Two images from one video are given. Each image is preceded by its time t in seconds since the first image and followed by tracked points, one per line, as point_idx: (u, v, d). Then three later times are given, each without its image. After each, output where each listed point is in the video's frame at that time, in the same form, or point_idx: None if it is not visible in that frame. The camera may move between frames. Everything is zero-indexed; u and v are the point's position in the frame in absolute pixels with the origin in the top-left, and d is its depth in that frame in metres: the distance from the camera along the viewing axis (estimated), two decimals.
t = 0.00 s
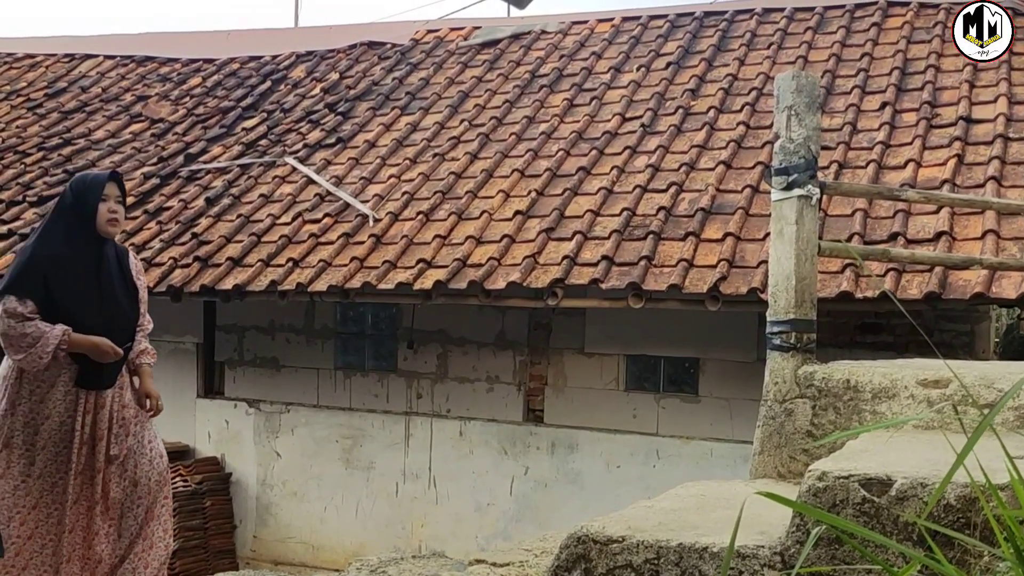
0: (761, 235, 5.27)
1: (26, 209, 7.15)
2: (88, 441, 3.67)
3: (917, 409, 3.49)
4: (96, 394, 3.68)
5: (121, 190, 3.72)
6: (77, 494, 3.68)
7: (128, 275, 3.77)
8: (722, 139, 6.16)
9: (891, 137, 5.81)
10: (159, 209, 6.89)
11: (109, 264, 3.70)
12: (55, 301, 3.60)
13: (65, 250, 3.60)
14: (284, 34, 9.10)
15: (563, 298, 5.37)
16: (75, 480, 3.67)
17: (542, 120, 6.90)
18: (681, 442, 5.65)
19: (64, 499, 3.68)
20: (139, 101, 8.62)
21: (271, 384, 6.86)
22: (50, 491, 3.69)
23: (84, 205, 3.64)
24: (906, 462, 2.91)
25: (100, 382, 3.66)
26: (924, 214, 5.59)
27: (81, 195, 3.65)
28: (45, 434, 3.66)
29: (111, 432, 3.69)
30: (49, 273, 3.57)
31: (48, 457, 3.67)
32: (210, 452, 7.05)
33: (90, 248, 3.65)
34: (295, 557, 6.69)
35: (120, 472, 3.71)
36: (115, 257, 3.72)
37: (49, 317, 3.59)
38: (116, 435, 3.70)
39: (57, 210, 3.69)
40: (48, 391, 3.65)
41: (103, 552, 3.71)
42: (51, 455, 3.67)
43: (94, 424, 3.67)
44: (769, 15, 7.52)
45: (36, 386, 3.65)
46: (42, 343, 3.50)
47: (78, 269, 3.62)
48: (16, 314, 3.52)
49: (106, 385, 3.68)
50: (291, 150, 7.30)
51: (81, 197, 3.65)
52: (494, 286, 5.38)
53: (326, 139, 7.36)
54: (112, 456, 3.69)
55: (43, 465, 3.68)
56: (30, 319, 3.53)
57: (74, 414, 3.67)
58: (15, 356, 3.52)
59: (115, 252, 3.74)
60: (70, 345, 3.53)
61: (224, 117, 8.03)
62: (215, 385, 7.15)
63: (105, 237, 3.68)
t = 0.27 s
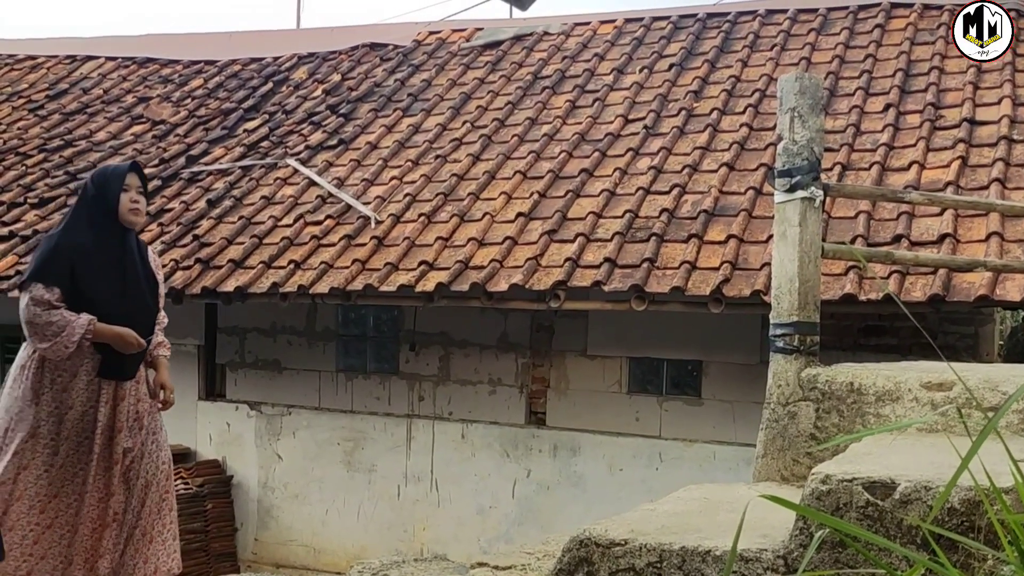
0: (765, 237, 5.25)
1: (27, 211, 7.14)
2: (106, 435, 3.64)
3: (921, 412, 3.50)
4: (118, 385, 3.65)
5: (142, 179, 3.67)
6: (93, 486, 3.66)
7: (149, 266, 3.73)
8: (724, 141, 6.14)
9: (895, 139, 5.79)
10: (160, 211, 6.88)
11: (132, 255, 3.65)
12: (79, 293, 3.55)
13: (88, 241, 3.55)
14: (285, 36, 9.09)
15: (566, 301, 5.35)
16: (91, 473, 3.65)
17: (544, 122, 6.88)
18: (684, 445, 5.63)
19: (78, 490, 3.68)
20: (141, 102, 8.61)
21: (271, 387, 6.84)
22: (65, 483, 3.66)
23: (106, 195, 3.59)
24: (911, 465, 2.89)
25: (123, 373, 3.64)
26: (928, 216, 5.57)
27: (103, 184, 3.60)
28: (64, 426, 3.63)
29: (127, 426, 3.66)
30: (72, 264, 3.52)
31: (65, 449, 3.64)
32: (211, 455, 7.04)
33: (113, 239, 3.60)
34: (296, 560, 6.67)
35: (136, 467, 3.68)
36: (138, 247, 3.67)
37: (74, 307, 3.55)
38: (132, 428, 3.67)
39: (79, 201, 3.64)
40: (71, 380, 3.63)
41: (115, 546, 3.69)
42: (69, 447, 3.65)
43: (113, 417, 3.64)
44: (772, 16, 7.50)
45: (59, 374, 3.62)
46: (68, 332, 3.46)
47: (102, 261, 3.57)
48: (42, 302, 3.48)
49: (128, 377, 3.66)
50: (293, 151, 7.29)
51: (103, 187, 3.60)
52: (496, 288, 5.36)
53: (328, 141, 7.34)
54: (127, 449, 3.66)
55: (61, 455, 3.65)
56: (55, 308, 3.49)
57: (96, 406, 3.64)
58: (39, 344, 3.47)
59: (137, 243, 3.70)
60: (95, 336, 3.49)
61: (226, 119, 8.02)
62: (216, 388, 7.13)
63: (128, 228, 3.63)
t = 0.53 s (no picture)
0: (767, 238, 5.25)
1: (29, 212, 7.14)
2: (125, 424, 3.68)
3: (924, 414, 3.47)
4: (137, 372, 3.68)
5: (156, 168, 3.69)
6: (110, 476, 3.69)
7: (165, 253, 3.76)
8: (726, 142, 6.13)
9: (897, 140, 5.77)
10: (162, 213, 6.88)
11: (150, 242, 3.68)
12: (100, 281, 3.57)
13: (108, 229, 3.57)
14: (287, 37, 9.08)
15: (567, 302, 5.35)
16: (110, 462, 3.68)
17: (546, 123, 6.88)
18: (686, 447, 5.62)
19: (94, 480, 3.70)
20: (142, 103, 8.60)
21: (273, 389, 6.84)
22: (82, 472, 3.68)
23: (122, 183, 3.61)
24: (914, 467, 2.87)
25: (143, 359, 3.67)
26: (930, 218, 5.55)
27: (119, 173, 3.62)
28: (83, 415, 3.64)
29: (144, 414, 3.71)
30: (94, 253, 3.54)
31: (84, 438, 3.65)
32: (212, 457, 7.03)
33: (131, 227, 3.63)
34: (298, 562, 6.67)
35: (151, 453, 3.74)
36: (154, 235, 3.70)
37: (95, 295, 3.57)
38: (149, 416, 3.72)
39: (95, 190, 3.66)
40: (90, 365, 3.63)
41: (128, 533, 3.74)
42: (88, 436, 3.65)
43: (131, 406, 3.68)
44: (774, 17, 7.49)
45: (79, 361, 3.62)
46: (94, 317, 3.47)
47: (121, 249, 3.60)
48: (66, 288, 3.47)
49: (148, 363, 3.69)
50: (294, 152, 7.29)
51: (119, 176, 3.61)
52: (498, 289, 5.35)
53: (329, 142, 7.34)
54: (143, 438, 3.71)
55: (80, 444, 3.65)
56: (80, 293, 3.49)
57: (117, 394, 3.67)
58: (64, 330, 3.47)
59: (154, 231, 3.72)
60: (120, 322, 3.51)
61: (227, 120, 8.02)
62: (217, 390, 7.10)
63: (145, 216, 3.66)
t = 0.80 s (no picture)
0: (770, 240, 5.23)
1: (30, 213, 7.13)
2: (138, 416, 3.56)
3: (927, 417, 3.47)
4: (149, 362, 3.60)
5: (164, 158, 3.65)
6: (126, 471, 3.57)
7: (178, 243, 3.71)
8: (729, 144, 6.12)
9: (901, 142, 5.76)
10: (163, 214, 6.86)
11: (160, 231, 3.62)
12: (111, 272, 3.51)
13: (118, 219, 3.51)
14: (289, 38, 9.07)
15: (569, 304, 5.33)
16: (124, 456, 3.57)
17: (548, 125, 6.86)
18: (688, 450, 5.60)
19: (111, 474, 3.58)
20: (144, 105, 8.59)
21: (274, 391, 6.82)
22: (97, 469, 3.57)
23: (130, 173, 3.56)
24: (917, 470, 2.86)
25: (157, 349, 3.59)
26: (934, 220, 5.53)
27: (127, 163, 3.57)
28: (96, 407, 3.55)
29: (156, 405, 3.61)
30: (104, 243, 3.48)
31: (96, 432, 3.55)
32: (213, 459, 7.02)
33: (141, 217, 3.58)
34: (299, 565, 6.65)
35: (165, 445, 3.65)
36: (165, 226, 3.64)
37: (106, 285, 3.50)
38: (160, 408, 3.62)
39: (104, 182, 3.61)
40: (102, 355, 3.54)
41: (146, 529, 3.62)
42: (101, 430, 3.55)
43: (143, 396, 3.57)
44: (777, 18, 7.47)
45: (91, 351, 3.55)
46: (107, 305, 3.39)
47: (131, 239, 3.54)
48: (78, 276, 3.40)
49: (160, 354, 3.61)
50: (296, 154, 7.27)
51: (127, 166, 3.56)
52: (500, 292, 5.34)
53: (331, 144, 7.32)
54: (155, 430, 3.61)
55: (97, 436, 3.55)
56: (92, 282, 3.42)
57: (130, 385, 3.56)
58: (77, 319, 3.39)
59: (164, 222, 3.67)
60: (132, 311, 3.43)
61: (229, 122, 8.00)
62: (218, 392, 7.08)
63: (155, 206, 3.60)
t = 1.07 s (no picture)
0: (771, 242, 5.22)
1: (30, 215, 7.11)
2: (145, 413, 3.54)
3: (929, 418, 3.44)
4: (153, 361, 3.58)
5: (168, 154, 3.60)
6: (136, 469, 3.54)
7: (184, 242, 3.66)
8: (731, 145, 6.10)
9: (903, 143, 5.74)
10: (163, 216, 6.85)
11: (164, 229, 3.58)
12: (114, 270, 3.49)
13: (120, 217, 3.50)
14: (289, 39, 9.05)
15: (570, 306, 5.32)
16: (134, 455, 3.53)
17: (549, 126, 6.84)
18: (689, 452, 5.59)
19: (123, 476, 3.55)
20: (144, 106, 8.58)
21: (274, 393, 6.81)
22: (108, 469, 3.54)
23: (134, 170, 3.53)
24: (920, 472, 2.84)
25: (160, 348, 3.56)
26: (936, 221, 5.52)
27: (130, 160, 3.54)
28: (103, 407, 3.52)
29: (162, 402, 3.60)
30: (105, 241, 3.47)
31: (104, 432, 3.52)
32: (214, 461, 7.00)
33: (144, 215, 3.55)
34: (299, 567, 6.64)
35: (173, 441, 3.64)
36: (171, 223, 3.61)
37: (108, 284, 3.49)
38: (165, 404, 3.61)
39: (110, 179, 3.59)
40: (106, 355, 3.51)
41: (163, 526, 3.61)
42: (110, 430, 3.52)
43: (148, 394, 3.56)
44: (779, 19, 7.45)
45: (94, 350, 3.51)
46: (102, 304, 3.37)
47: (134, 237, 3.52)
48: (75, 275, 3.41)
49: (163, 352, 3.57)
50: (296, 156, 7.26)
51: (130, 163, 3.53)
52: (501, 293, 5.32)
53: (332, 145, 7.31)
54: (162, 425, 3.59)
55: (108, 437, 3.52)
56: (89, 281, 3.42)
57: (137, 384, 3.53)
58: (73, 318, 3.38)
59: (171, 220, 3.63)
60: (129, 310, 3.40)
61: (229, 123, 7.99)
62: (218, 394, 7.08)
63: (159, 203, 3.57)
